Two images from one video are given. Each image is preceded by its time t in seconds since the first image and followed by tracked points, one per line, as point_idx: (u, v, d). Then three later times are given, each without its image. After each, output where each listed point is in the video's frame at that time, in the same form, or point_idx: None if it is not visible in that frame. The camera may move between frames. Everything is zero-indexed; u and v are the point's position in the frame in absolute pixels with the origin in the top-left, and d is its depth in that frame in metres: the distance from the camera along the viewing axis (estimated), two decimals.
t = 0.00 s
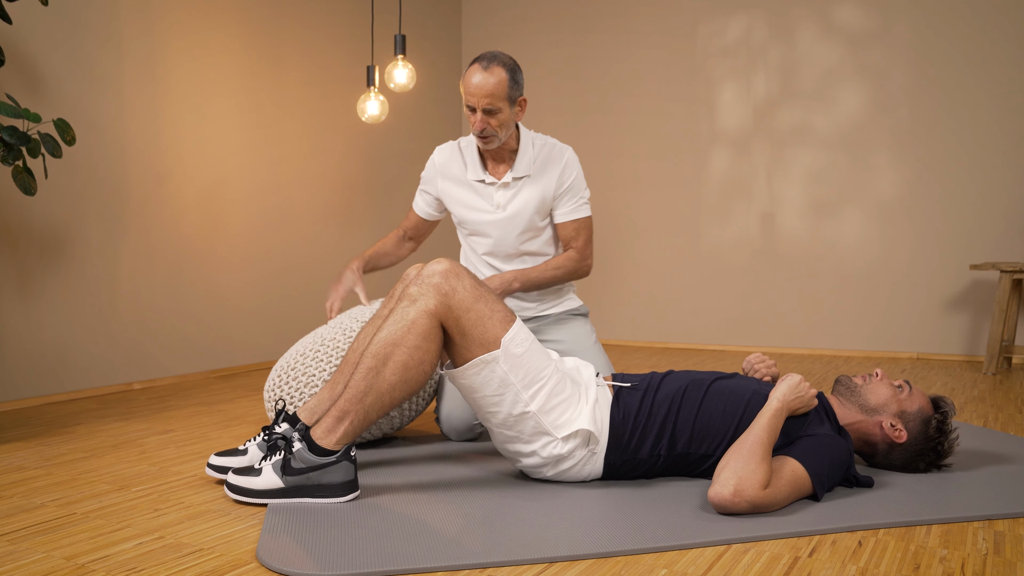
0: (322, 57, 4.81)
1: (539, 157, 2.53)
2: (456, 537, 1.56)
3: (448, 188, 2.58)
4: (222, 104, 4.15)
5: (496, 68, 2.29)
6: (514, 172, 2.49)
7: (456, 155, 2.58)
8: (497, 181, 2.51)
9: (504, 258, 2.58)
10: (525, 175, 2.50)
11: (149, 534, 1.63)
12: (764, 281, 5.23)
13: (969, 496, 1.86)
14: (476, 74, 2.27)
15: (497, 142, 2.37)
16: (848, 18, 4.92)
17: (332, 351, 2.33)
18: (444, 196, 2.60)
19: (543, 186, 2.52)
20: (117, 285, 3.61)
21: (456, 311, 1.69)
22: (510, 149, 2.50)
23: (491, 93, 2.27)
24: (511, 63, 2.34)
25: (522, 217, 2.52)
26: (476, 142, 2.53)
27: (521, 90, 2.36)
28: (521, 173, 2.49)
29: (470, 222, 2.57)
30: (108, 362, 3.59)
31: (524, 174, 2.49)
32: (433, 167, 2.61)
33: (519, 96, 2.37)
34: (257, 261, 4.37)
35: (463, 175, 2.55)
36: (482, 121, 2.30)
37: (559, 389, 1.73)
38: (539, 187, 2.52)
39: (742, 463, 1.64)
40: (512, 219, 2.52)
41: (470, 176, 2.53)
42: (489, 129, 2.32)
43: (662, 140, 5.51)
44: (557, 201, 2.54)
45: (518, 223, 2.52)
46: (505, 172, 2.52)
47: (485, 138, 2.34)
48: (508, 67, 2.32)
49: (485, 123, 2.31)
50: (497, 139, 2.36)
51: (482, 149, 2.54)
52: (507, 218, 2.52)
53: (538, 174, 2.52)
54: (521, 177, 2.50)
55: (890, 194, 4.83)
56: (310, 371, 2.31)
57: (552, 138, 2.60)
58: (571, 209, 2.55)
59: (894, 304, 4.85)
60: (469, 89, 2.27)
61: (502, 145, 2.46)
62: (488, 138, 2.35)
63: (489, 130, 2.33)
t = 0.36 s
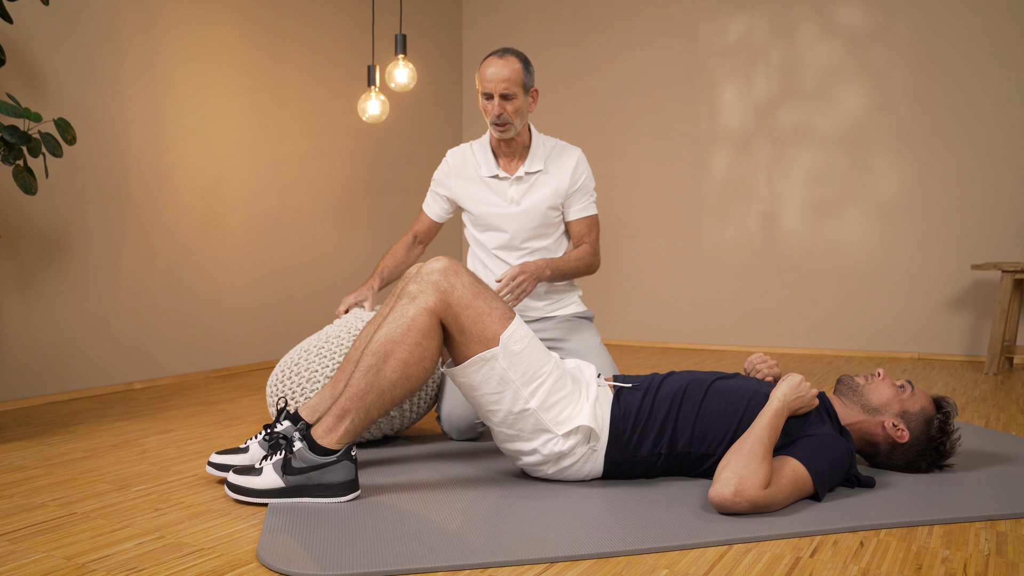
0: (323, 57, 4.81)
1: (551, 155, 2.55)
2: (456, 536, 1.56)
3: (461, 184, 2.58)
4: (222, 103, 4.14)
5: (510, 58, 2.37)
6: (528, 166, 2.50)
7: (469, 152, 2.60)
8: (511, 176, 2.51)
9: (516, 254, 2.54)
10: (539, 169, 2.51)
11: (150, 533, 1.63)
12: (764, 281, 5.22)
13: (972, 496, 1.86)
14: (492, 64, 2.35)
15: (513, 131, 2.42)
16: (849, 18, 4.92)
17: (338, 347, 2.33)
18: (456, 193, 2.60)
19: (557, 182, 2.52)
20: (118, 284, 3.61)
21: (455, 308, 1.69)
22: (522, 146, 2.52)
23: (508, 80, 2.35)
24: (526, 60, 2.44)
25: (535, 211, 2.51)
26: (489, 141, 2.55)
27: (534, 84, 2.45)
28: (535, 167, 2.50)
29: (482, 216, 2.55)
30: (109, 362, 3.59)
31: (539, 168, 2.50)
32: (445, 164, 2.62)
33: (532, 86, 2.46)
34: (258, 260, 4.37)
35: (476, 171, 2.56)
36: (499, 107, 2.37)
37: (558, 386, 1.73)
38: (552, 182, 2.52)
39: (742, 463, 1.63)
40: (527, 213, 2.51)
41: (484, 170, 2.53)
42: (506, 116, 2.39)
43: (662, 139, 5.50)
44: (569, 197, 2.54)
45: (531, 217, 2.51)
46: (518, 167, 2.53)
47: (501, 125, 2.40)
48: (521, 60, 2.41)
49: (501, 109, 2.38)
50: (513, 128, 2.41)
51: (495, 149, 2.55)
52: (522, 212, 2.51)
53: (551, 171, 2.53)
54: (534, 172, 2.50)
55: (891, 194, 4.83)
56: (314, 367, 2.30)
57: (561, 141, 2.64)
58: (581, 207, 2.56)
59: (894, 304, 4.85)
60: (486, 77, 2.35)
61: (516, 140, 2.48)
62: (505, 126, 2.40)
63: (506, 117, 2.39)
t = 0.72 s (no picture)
0: (323, 58, 4.81)
1: (547, 156, 2.56)
2: (455, 538, 1.56)
3: (458, 183, 2.62)
4: (222, 104, 4.14)
5: (521, 60, 2.51)
6: (521, 163, 2.52)
7: (467, 154, 2.64)
8: (505, 173, 2.54)
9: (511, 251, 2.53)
10: (532, 167, 2.52)
11: (150, 535, 1.63)
12: (765, 281, 5.22)
13: (972, 497, 1.86)
14: (505, 61, 2.48)
15: (519, 126, 2.46)
16: (849, 18, 4.92)
17: (330, 341, 2.10)
18: (454, 194, 2.64)
19: (550, 180, 2.52)
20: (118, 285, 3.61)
21: (452, 307, 1.69)
22: (519, 146, 2.55)
23: (520, 75, 2.46)
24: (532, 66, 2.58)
25: (529, 207, 2.51)
26: (488, 143, 2.60)
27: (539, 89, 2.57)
28: (528, 165, 2.52)
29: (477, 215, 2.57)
30: (109, 363, 3.59)
31: (532, 165, 2.52)
32: (444, 167, 2.68)
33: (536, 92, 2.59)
34: (259, 261, 4.38)
35: (472, 170, 2.60)
36: (511, 97, 2.44)
37: (555, 385, 1.73)
38: (546, 180, 2.52)
39: (742, 464, 1.63)
40: (519, 209, 2.51)
41: (479, 168, 2.57)
42: (516, 108, 2.45)
43: (663, 140, 5.50)
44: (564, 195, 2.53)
45: (524, 214, 2.51)
46: (513, 165, 2.55)
47: (510, 115, 2.44)
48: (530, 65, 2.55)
49: (512, 100, 2.45)
50: (521, 122, 2.46)
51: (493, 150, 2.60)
52: (514, 209, 2.51)
53: (545, 168, 2.53)
54: (527, 169, 2.52)
55: (891, 195, 4.83)
56: (294, 352, 2.08)
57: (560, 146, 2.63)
58: (578, 207, 2.54)
59: (895, 305, 4.85)
60: (500, 71, 2.46)
61: (517, 138, 2.53)
62: (513, 117, 2.44)
63: (515, 109, 2.45)
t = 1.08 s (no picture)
0: (324, 58, 4.81)
1: (537, 154, 2.55)
2: (455, 539, 1.56)
3: (451, 184, 2.65)
4: (223, 104, 4.15)
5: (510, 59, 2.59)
6: (511, 162, 2.52)
7: (461, 156, 2.67)
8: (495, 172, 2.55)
9: (504, 250, 2.52)
10: (521, 166, 2.52)
11: (151, 536, 1.63)
12: (766, 282, 5.22)
13: (972, 499, 1.85)
14: (496, 59, 2.55)
15: (514, 120, 2.52)
16: (850, 18, 4.92)
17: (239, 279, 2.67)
18: (447, 193, 2.66)
19: (540, 178, 2.52)
20: (119, 285, 3.62)
21: (452, 307, 1.69)
22: (509, 145, 2.56)
23: (511, 71, 2.54)
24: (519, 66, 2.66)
25: (520, 206, 2.51)
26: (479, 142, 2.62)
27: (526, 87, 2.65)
28: (517, 164, 2.52)
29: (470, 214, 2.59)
30: (111, 363, 3.59)
31: (521, 164, 2.52)
32: (439, 169, 2.71)
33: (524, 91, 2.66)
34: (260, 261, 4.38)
35: (465, 171, 2.62)
36: (505, 91, 2.51)
37: (555, 386, 1.73)
38: (536, 178, 2.52)
39: (743, 465, 1.63)
40: (508, 208, 2.51)
41: (470, 168, 2.59)
42: (510, 102, 2.51)
43: (663, 140, 5.50)
44: (555, 194, 2.52)
45: (515, 212, 2.51)
46: (504, 164, 2.56)
47: (505, 109, 2.50)
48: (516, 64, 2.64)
49: (506, 94, 2.51)
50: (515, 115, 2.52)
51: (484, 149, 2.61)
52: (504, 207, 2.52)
53: (536, 166, 2.53)
54: (517, 168, 2.52)
55: (892, 196, 4.83)
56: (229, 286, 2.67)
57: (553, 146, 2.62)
58: (570, 204, 2.53)
59: (895, 305, 4.85)
60: (493, 67, 2.53)
61: (507, 135, 2.55)
62: (508, 110, 2.50)
63: (510, 102, 2.51)
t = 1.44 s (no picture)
0: (324, 60, 4.82)
1: (523, 154, 2.56)
2: (455, 542, 1.56)
3: (440, 193, 2.64)
4: (224, 106, 4.15)
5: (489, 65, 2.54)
6: (498, 165, 2.52)
7: (447, 164, 2.66)
8: (483, 177, 2.54)
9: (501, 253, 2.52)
10: (508, 169, 2.52)
11: (151, 538, 1.64)
12: (766, 283, 5.22)
13: (972, 501, 1.85)
14: (472, 68, 2.51)
15: (495, 129, 2.48)
16: (850, 19, 4.91)
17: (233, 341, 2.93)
18: (438, 201, 2.66)
19: (528, 179, 2.53)
20: (121, 286, 3.62)
21: (451, 309, 1.69)
22: (493, 149, 2.55)
23: (489, 79, 2.50)
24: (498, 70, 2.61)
25: (513, 207, 2.51)
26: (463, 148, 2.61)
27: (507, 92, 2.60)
28: (504, 166, 2.52)
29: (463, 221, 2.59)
30: (112, 364, 3.60)
31: (508, 167, 2.52)
32: (427, 179, 2.70)
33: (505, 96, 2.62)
34: (261, 263, 4.39)
35: (452, 178, 2.61)
36: (484, 102, 2.47)
37: (555, 389, 1.74)
38: (524, 179, 2.52)
39: (742, 467, 1.63)
40: (500, 211, 2.52)
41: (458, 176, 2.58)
42: (489, 112, 2.48)
43: (663, 141, 5.50)
44: (545, 193, 2.53)
45: (509, 214, 2.51)
46: (491, 168, 2.55)
47: (484, 121, 2.46)
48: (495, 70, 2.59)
49: (485, 105, 2.47)
50: (495, 125, 2.48)
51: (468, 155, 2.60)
52: (496, 212, 2.52)
53: (524, 167, 2.53)
54: (504, 171, 2.52)
55: (893, 197, 4.83)
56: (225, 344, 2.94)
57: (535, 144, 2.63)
58: (564, 201, 2.55)
59: (896, 306, 4.85)
60: (470, 76, 2.49)
61: (490, 143, 2.52)
62: (487, 121, 2.47)
63: (489, 113, 2.48)
